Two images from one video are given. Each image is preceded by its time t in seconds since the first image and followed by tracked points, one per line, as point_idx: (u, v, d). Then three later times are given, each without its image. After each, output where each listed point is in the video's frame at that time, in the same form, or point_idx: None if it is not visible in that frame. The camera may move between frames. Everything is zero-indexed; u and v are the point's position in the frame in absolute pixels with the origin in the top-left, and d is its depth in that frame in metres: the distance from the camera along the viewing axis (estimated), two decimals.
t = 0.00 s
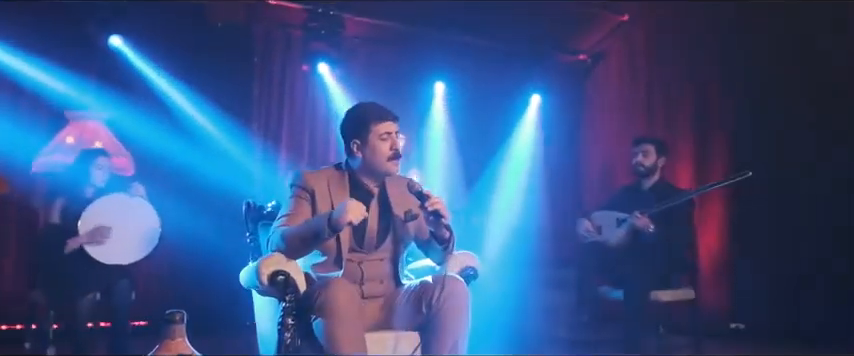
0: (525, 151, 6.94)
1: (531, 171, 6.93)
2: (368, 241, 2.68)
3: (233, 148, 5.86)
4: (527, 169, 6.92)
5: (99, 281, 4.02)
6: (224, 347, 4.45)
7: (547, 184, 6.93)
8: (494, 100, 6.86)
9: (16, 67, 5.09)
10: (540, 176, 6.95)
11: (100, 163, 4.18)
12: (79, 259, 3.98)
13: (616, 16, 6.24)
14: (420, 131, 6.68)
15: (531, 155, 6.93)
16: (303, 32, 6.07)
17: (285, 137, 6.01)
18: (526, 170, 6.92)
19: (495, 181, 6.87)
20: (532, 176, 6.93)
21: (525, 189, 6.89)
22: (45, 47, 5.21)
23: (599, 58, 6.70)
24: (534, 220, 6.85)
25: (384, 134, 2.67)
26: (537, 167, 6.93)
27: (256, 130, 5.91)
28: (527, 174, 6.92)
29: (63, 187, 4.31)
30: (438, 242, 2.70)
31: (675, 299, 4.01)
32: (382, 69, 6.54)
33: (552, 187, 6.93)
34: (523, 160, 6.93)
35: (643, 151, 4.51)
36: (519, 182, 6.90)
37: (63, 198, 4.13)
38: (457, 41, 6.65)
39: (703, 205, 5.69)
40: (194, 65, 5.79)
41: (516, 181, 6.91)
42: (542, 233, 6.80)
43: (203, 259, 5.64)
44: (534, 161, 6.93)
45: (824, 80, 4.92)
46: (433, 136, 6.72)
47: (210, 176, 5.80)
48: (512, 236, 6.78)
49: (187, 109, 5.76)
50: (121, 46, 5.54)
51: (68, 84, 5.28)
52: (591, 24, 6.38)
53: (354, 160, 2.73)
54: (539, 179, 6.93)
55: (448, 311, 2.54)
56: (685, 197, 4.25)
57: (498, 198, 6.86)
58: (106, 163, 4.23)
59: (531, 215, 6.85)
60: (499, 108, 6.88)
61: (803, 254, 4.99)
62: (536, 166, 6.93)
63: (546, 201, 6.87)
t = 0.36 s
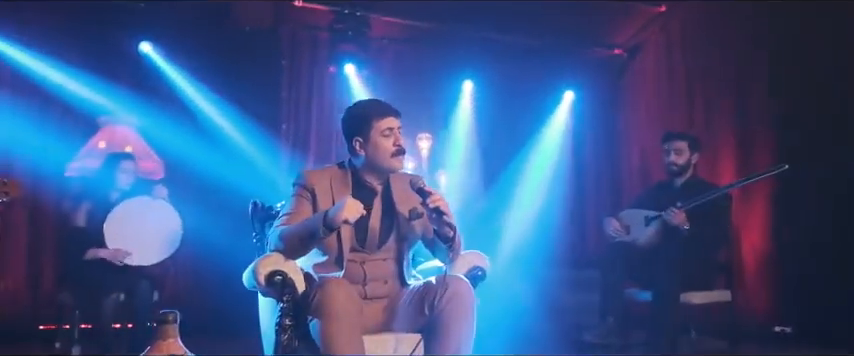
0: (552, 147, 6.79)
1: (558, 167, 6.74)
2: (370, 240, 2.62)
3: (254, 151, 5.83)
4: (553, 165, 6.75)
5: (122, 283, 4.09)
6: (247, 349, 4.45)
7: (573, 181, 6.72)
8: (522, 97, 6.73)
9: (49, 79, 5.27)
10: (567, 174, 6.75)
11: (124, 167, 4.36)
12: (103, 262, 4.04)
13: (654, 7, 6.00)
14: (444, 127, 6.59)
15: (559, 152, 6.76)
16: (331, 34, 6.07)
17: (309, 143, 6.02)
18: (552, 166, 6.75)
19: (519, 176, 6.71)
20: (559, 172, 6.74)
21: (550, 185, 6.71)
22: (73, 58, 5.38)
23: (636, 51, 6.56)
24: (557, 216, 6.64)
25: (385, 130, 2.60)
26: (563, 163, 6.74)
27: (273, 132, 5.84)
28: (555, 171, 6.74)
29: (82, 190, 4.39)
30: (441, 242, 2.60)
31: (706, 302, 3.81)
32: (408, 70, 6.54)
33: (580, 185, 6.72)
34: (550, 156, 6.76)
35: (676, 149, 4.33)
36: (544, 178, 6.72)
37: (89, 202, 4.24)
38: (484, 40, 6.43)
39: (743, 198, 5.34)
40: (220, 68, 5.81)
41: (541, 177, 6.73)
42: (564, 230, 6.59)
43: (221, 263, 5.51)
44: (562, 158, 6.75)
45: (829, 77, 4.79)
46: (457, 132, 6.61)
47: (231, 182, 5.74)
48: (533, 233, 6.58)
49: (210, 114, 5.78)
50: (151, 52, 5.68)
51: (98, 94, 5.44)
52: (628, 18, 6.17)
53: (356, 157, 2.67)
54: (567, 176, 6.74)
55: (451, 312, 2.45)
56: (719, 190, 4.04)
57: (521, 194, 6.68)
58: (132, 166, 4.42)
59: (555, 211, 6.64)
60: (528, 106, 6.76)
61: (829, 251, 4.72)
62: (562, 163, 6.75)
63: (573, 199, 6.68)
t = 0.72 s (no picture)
0: (588, 141, 6.58)
1: (592, 162, 6.54)
2: (380, 239, 2.56)
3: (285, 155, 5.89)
4: (586, 160, 6.55)
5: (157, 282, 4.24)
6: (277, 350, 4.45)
7: (608, 176, 6.52)
8: (560, 92, 6.55)
9: (89, 88, 5.53)
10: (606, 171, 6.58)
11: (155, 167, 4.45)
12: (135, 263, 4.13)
13: None
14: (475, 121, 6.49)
15: (594, 146, 6.56)
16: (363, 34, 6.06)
17: (341, 143, 5.97)
18: (585, 160, 6.55)
19: (549, 170, 6.55)
20: (592, 167, 6.54)
21: (580, 181, 6.53)
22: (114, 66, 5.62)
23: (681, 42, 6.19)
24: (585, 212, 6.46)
25: (392, 124, 2.56)
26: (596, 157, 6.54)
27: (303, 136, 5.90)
28: (589, 166, 6.54)
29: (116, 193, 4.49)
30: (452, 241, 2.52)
31: (749, 303, 3.56)
32: (445, 68, 6.42)
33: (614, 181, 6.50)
34: (583, 150, 6.57)
35: (714, 142, 4.12)
36: (575, 173, 6.54)
37: (123, 203, 4.34)
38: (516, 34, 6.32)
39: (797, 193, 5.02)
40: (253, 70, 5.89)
41: (572, 172, 6.55)
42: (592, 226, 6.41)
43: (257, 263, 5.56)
44: (595, 152, 6.55)
45: None
46: (488, 125, 6.49)
47: (255, 182, 5.83)
48: (560, 228, 6.41)
49: (241, 116, 5.86)
50: (187, 56, 5.77)
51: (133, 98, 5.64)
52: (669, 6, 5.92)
53: (365, 153, 2.62)
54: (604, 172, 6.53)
55: (460, 312, 2.37)
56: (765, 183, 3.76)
57: (550, 188, 6.52)
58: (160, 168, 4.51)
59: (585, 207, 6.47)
60: (565, 101, 6.57)
61: None
62: (596, 157, 6.55)
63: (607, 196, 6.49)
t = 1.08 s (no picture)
0: (627, 136, 6.39)
1: (630, 158, 6.38)
2: (393, 238, 2.51)
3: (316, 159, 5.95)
4: (623, 155, 6.38)
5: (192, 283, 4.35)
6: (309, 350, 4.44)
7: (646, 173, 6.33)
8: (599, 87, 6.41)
9: (132, 97, 5.76)
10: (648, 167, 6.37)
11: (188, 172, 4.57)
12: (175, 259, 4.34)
13: None
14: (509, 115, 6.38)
15: (634, 142, 6.38)
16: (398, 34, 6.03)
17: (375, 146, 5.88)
18: (622, 155, 6.38)
19: (585, 164, 6.38)
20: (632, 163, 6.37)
21: (617, 176, 6.35)
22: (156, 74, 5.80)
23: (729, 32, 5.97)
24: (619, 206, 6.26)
25: (401, 118, 2.52)
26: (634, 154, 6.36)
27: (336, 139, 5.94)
28: (630, 162, 6.37)
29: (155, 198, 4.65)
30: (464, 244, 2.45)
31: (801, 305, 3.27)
32: (480, 66, 6.37)
33: (652, 178, 6.30)
34: (622, 146, 6.39)
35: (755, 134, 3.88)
36: (611, 169, 6.35)
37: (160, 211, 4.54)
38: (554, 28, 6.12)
39: None
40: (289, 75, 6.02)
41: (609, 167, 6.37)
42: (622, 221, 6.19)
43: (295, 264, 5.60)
44: (635, 148, 6.37)
45: None
46: (523, 120, 6.38)
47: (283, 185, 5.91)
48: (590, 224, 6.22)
49: (275, 121, 5.96)
50: (225, 62, 5.90)
51: (172, 106, 5.85)
52: None
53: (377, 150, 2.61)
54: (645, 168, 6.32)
55: (473, 313, 2.28)
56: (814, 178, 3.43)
57: (584, 183, 6.35)
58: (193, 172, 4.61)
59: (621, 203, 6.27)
60: (605, 96, 6.42)
61: None
62: (635, 153, 6.37)
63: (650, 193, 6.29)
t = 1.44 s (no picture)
0: (663, 130, 6.20)
1: (663, 155, 6.21)
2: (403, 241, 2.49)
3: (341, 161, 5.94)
4: (656, 152, 6.21)
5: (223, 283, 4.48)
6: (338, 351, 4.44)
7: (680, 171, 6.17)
8: (634, 85, 6.25)
9: (166, 104, 5.94)
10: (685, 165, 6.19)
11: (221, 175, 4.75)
12: (203, 262, 4.49)
13: None
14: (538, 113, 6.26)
15: (668, 137, 6.19)
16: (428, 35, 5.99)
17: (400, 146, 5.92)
18: (655, 152, 6.21)
19: (615, 162, 6.21)
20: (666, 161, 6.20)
21: (648, 175, 6.19)
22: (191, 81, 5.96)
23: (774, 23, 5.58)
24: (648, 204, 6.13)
25: (401, 118, 2.56)
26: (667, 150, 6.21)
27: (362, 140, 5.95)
28: (663, 160, 6.21)
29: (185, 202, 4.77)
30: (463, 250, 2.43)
31: (843, 309, 3.01)
32: (511, 65, 6.28)
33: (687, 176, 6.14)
34: (655, 142, 6.22)
35: (795, 129, 3.69)
36: (644, 163, 6.19)
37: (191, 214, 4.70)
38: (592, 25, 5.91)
39: None
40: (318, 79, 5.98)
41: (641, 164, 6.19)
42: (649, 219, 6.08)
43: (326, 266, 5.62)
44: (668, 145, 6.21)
45: None
46: (553, 117, 6.25)
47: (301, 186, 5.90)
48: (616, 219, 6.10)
49: (302, 126, 5.96)
50: (257, 67, 5.94)
51: (204, 112, 5.97)
52: None
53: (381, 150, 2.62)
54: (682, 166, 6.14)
55: (482, 317, 2.24)
56: None
57: (613, 181, 6.19)
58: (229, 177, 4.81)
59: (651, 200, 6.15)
60: (640, 93, 6.25)
61: None
62: (668, 149, 6.21)
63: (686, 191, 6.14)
